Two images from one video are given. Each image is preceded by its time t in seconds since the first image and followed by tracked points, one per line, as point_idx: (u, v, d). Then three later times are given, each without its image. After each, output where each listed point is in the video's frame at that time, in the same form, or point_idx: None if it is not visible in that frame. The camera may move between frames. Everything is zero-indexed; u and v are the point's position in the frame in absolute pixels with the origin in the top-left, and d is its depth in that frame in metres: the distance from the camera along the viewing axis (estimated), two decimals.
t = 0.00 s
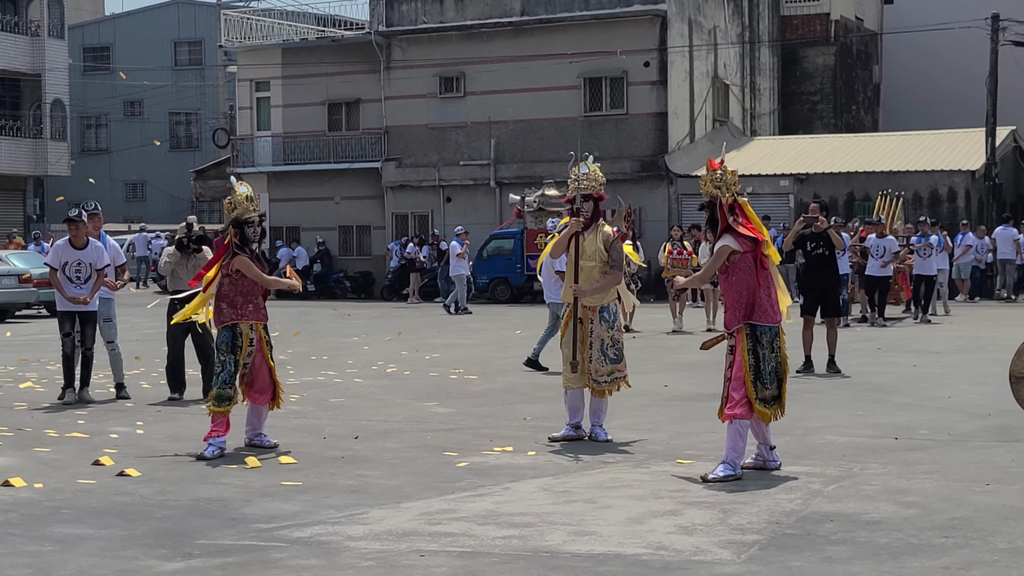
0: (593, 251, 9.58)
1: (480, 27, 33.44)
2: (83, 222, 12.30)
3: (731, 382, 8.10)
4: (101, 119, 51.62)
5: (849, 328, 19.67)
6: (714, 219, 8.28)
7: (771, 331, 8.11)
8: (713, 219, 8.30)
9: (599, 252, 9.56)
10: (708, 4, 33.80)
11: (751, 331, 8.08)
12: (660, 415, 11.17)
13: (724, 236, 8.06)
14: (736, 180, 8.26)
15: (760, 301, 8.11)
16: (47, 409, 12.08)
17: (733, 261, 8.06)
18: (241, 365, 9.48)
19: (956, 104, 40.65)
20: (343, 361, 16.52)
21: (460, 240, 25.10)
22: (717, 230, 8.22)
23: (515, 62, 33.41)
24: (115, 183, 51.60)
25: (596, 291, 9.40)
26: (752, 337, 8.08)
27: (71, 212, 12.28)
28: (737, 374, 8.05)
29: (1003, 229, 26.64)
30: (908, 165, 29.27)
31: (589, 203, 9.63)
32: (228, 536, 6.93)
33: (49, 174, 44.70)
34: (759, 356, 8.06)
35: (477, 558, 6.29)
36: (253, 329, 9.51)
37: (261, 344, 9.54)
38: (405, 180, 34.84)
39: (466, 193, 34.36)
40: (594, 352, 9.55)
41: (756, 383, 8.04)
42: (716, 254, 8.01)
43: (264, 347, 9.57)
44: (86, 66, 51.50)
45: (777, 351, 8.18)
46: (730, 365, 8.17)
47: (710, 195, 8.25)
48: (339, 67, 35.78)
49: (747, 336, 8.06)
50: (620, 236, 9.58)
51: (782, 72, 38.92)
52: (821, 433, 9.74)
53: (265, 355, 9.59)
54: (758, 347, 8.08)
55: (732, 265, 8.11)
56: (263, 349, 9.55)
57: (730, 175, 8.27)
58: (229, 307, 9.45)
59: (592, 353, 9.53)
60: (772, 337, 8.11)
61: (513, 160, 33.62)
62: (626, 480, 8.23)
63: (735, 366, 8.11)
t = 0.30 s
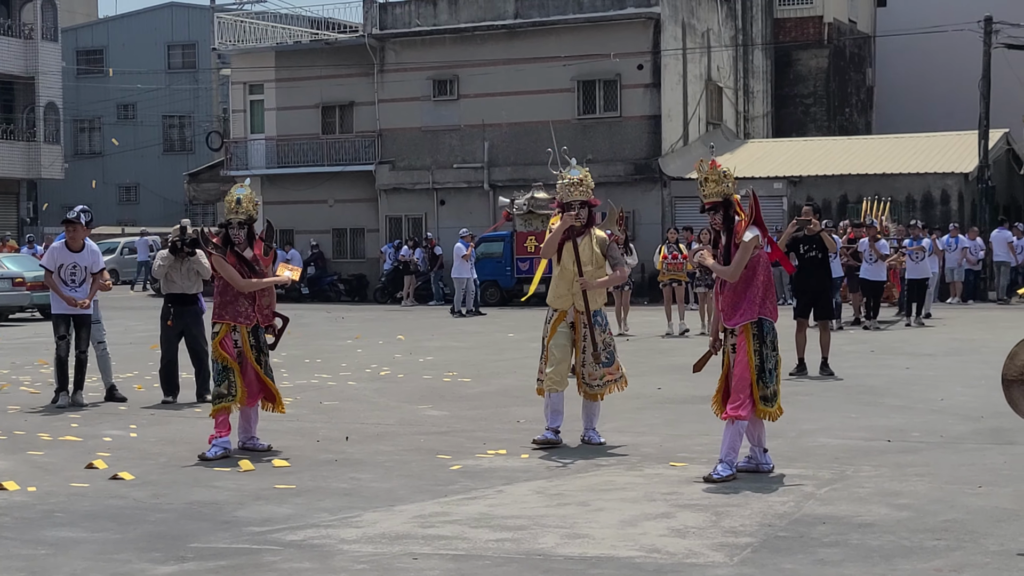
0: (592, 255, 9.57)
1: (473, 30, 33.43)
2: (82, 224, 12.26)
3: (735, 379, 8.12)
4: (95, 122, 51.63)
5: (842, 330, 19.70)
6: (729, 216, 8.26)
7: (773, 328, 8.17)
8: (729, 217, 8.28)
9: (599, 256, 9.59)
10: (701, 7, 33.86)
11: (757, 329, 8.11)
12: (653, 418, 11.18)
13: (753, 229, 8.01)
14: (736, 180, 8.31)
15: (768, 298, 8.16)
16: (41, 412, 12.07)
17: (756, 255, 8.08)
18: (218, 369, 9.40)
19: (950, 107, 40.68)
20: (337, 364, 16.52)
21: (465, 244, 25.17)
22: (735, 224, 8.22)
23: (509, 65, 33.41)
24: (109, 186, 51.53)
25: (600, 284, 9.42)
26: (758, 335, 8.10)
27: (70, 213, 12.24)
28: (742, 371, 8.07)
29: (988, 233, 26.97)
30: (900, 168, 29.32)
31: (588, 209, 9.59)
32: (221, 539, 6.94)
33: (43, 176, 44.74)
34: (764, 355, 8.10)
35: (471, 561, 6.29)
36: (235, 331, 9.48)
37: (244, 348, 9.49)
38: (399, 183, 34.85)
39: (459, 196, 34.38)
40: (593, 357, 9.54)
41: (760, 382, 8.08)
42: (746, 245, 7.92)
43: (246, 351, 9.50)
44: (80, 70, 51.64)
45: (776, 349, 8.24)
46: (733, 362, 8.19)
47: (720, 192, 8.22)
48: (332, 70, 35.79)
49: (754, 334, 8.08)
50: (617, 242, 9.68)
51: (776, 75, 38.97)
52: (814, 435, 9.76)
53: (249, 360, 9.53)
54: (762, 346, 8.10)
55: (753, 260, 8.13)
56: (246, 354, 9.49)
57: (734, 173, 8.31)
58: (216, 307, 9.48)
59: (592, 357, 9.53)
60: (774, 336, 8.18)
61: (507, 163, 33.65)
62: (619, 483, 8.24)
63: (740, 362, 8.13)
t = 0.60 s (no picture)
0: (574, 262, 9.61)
1: (466, 33, 33.42)
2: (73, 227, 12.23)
3: (719, 379, 8.09)
4: (87, 125, 51.54)
5: (833, 333, 19.67)
6: (721, 218, 8.21)
7: (758, 332, 8.12)
8: (721, 218, 8.24)
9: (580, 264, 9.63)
10: (693, 10, 33.87)
11: (743, 333, 8.06)
12: (643, 421, 11.15)
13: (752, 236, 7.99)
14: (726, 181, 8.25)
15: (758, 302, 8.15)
16: (28, 416, 11.99)
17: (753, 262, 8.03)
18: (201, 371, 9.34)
19: (942, 109, 40.68)
20: (328, 367, 16.46)
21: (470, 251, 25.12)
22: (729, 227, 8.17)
23: (501, 68, 33.38)
24: (101, 189, 51.43)
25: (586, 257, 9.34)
26: (743, 339, 8.06)
27: (62, 217, 12.21)
28: (727, 374, 8.04)
29: (969, 241, 26.96)
30: (892, 170, 29.33)
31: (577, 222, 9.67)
32: (206, 544, 6.88)
33: (35, 180, 44.66)
34: (748, 358, 8.06)
35: (456, 565, 6.25)
36: (224, 335, 9.40)
37: (231, 352, 9.45)
38: (391, 186, 34.78)
39: (451, 200, 34.32)
40: (579, 360, 9.55)
41: (743, 384, 8.04)
42: (745, 254, 7.98)
43: (231, 355, 9.45)
44: (72, 73, 51.51)
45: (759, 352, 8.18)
46: (716, 363, 8.15)
47: (712, 195, 8.16)
48: (324, 72, 35.74)
49: (738, 339, 8.04)
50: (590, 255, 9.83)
51: (768, 77, 38.96)
52: (803, 438, 9.72)
53: (228, 365, 9.46)
54: (747, 349, 8.06)
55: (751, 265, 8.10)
56: (231, 359, 9.45)
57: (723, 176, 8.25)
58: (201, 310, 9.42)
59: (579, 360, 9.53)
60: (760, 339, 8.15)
61: (499, 165, 33.59)
62: (607, 486, 8.19)
63: (723, 364, 8.10)
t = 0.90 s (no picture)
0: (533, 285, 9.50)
1: (456, 36, 33.35)
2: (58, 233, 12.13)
3: (694, 387, 8.06)
4: (78, 128, 51.43)
5: (823, 337, 19.62)
6: (692, 225, 8.15)
7: (733, 337, 8.04)
8: (690, 227, 8.19)
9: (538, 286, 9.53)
10: (684, 13, 33.86)
11: (715, 338, 8.01)
12: (628, 426, 11.08)
13: (713, 248, 7.93)
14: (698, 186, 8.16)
15: (740, 306, 8.10)
16: (11, 422, 11.90)
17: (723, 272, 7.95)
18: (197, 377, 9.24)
19: (934, 113, 40.64)
20: (315, 371, 16.38)
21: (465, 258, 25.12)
22: (697, 235, 8.09)
23: (492, 71, 33.32)
24: (92, 193, 51.34)
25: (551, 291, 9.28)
26: (714, 344, 8.02)
27: (44, 221, 12.08)
28: (699, 380, 8.01)
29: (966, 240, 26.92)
30: (883, 173, 29.32)
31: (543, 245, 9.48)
32: (184, 552, 6.80)
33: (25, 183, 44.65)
34: (721, 363, 7.99)
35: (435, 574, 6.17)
36: (218, 340, 9.37)
37: (224, 356, 9.41)
38: (381, 190, 34.72)
39: (442, 203, 34.27)
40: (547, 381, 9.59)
41: (717, 390, 7.96)
42: (714, 267, 7.90)
43: (224, 359, 9.41)
44: (63, 76, 51.43)
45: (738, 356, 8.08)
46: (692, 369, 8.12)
47: (679, 203, 8.12)
48: (315, 75, 35.65)
49: (708, 345, 8.01)
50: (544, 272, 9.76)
51: (759, 81, 38.96)
52: (790, 443, 9.65)
53: (223, 368, 9.43)
54: (719, 354, 8.01)
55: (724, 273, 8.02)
56: (224, 363, 9.40)
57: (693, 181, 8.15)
58: (191, 318, 9.33)
59: (547, 383, 9.56)
60: (738, 344, 8.07)
61: (490, 168, 33.51)
62: (590, 493, 8.12)
63: (697, 370, 8.06)
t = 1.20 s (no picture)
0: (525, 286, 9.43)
1: (449, 37, 33.32)
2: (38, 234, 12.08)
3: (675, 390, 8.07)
4: (71, 130, 51.25)
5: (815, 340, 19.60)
6: (673, 226, 8.10)
7: (713, 339, 8.00)
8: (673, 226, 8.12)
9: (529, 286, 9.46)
10: (677, 14, 33.87)
11: (693, 341, 8.01)
12: (618, 428, 11.04)
13: (686, 254, 7.91)
14: (679, 187, 8.09)
15: (719, 312, 8.02)
16: None
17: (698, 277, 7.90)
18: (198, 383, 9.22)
19: (927, 115, 40.66)
20: (306, 373, 16.33)
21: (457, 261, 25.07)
22: (678, 236, 8.05)
23: (485, 72, 33.28)
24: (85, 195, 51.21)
25: (543, 290, 9.23)
26: (691, 346, 8.02)
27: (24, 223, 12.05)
28: (677, 383, 8.02)
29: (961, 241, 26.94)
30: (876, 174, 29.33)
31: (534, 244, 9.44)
32: (168, 555, 6.75)
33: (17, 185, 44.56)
34: (697, 364, 8.00)
35: None
36: (215, 342, 9.37)
37: (220, 357, 9.41)
38: (374, 191, 34.68)
39: (434, 204, 34.24)
40: (537, 381, 9.49)
41: (691, 391, 7.97)
42: (689, 271, 7.87)
43: (220, 360, 9.42)
44: (55, 78, 51.32)
45: (720, 358, 8.04)
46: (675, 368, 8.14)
47: (661, 206, 8.09)
48: (307, 77, 35.61)
49: (686, 346, 8.02)
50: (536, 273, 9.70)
51: (752, 82, 38.95)
52: (779, 445, 9.62)
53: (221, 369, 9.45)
54: (696, 355, 8.02)
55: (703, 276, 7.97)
56: (220, 363, 9.42)
57: (674, 183, 8.08)
58: (186, 322, 9.29)
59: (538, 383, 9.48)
60: (721, 347, 8.03)
61: (483, 169, 33.47)
62: (577, 495, 8.08)
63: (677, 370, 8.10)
